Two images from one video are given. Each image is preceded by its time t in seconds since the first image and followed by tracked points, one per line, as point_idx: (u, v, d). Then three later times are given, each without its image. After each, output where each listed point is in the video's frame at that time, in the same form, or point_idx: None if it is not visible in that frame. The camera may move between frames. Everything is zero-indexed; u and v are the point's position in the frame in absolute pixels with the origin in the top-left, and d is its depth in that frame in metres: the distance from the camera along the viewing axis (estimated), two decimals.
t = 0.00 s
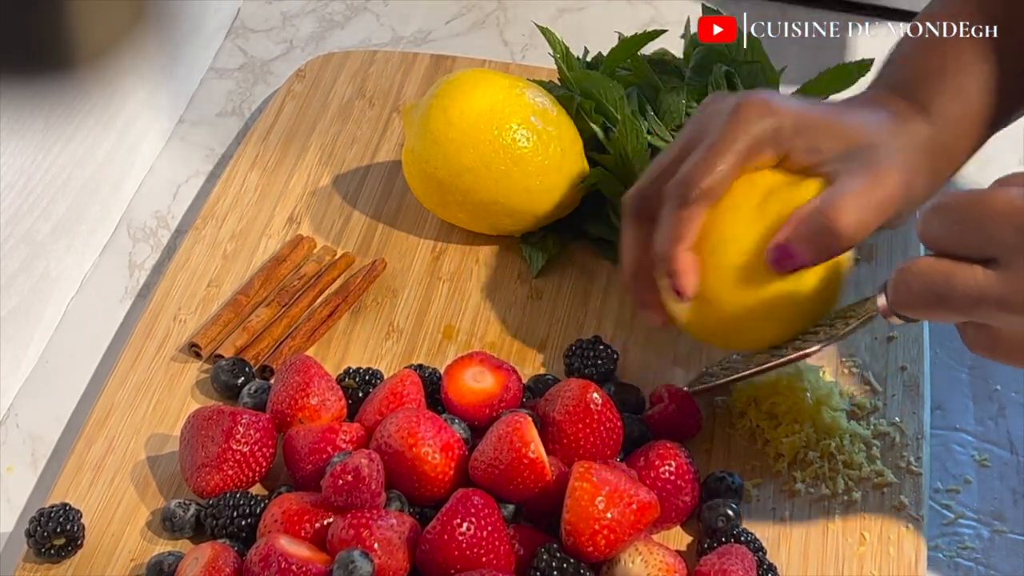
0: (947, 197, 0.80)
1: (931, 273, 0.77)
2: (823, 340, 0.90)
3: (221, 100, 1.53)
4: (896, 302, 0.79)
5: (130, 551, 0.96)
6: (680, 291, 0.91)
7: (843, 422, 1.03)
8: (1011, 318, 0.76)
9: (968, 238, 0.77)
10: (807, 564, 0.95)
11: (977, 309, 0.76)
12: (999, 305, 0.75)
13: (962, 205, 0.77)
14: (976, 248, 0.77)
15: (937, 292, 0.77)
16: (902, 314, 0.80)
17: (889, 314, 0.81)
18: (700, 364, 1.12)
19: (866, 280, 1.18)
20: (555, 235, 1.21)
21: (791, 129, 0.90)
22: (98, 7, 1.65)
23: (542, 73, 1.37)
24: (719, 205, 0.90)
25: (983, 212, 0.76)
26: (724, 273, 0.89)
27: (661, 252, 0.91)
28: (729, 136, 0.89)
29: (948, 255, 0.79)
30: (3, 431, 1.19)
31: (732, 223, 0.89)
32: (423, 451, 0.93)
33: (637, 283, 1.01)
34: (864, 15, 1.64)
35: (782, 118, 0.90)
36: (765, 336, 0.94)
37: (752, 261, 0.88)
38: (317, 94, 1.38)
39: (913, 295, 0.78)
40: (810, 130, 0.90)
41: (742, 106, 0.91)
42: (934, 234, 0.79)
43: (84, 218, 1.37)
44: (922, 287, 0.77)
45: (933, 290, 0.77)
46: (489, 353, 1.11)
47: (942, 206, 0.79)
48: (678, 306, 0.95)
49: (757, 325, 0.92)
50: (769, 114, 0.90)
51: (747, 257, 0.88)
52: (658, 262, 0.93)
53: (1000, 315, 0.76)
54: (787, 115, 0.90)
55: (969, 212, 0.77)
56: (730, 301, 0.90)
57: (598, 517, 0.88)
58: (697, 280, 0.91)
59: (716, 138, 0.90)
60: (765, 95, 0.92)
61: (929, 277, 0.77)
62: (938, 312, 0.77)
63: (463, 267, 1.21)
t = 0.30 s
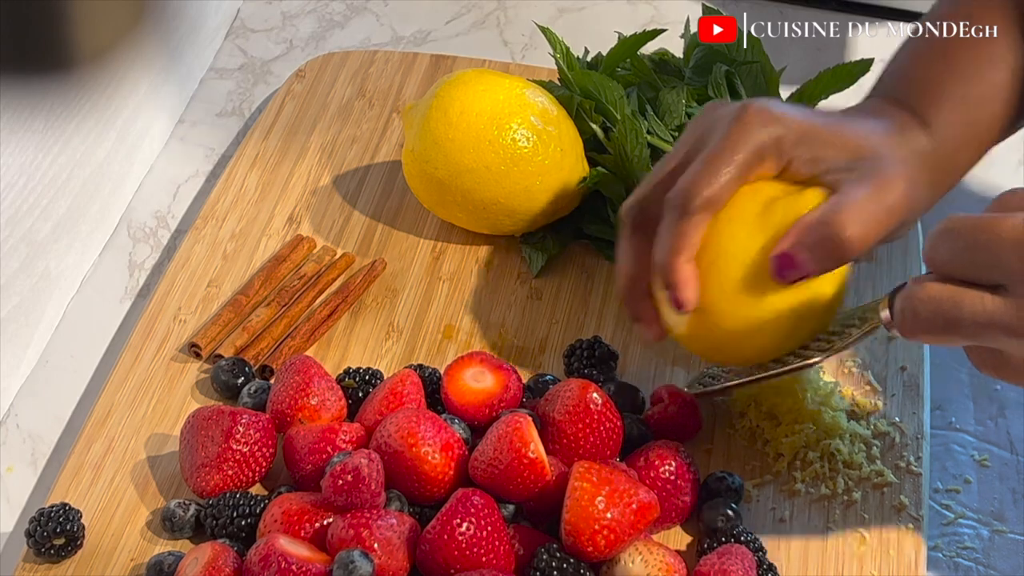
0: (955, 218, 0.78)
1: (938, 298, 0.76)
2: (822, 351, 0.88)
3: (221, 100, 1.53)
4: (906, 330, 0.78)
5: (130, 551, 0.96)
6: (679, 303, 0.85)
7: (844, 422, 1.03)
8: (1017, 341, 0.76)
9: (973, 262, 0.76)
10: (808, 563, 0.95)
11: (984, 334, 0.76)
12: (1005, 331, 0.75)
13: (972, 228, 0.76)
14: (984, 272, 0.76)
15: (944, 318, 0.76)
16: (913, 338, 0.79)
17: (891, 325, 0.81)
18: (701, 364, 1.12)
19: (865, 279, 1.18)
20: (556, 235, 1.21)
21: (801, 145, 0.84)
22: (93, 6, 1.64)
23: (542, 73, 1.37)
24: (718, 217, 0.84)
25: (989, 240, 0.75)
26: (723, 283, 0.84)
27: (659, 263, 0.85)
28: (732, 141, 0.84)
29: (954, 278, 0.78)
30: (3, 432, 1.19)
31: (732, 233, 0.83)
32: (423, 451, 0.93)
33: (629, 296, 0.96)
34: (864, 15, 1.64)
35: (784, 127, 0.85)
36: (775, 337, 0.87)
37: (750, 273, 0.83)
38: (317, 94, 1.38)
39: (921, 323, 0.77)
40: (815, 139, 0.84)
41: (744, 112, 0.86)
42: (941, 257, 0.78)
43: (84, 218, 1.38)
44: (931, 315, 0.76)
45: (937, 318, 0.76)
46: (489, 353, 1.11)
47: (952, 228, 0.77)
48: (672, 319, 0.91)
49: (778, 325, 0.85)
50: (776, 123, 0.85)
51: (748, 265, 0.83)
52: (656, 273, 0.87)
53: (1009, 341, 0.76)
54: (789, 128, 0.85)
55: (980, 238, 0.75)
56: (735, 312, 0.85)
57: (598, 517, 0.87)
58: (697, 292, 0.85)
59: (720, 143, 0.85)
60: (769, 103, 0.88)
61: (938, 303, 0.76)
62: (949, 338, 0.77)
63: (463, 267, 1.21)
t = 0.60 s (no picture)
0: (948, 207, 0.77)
1: (931, 289, 0.75)
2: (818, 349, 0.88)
3: (221, 100, 1.54)
4: (899, 321, 0.78)
5: (130, 551, 0.96)
6: (681, 303, 0.84)
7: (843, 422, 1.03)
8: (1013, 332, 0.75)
9: (967, 252, 0.75)
10: (807, 563, 0.95)
11: (978, 324, 0.75)
12: (999, 321, 0.74)
13: (963, 218, 0.75)
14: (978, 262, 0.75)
15: (937, 308, 0.75)
16: (907, 330, 0.78)
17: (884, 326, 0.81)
18: (700, 364, 1.12)
19: (865, 277, 1.18)
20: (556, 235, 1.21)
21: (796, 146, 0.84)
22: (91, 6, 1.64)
23: (542, 73, 1.37)
24: (721, 209, 0.83)
25: (980, 227, 0.74)
26: (726, 280, 0.83)
27: (661, 260, 0.84)
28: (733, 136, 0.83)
29: (945, 267, 0.77)
30: (3, 432, 1.19)
31: (732, 225, 0.82)
32: (423, 451, 0.93)
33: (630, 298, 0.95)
34: (864, 15, 1.64)
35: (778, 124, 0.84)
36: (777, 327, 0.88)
37: (753, 268, 0.82)
38: (317, 94, 1.38)
39: (914, 314, 0.76)
40: (808, 136, 0.84)
41: (739, 111, 0.85)
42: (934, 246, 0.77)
43: (84, 218, 1.38)
44: (923, 306, 0.76)
45: (931, 306, 0.75)
46: (489, 353, 1.11)
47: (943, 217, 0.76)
48: (674, 317, 0.90)
49: (770, 330, 0.86)
50: (768, 119, 0.84)
51: (749, 259, 0.82)
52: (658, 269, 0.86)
53: (1001, 330, 0.75)
54: (785, 123, 0.84)
55: (973, 225, 0.74)
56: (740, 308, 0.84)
57: (598, 517, 0.87)
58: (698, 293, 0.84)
59: (720, 137, 0.83)
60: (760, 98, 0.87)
61: (929, 293, 0.75)
62: (940, 330, 0.76)
63: (462, 266, 1.21)
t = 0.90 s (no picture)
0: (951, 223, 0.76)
1: (935, 307, 0.75)
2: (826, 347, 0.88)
3: (221, 100, 1.54)
4: (906, 338, 0.78)
5: (130, 550, 0.96)
6: (712, 299, 0.82)
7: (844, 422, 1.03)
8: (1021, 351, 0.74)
9: (972, 270, 0.74)
10: (807, 563, 0.95)
11: (985, 342, 0.75)
12: (1005, 339, 0.73)
13: (965, 235, 0.74)
14: (986, 278, 0.74)
15: (942, 327, 0.75)
16: (911, 346, 0.79)
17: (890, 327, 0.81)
18: (701, 364, 1.12)
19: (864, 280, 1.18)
20: (556, 235, 1.21)
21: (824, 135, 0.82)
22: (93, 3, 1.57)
23: (542, 73, 1.37)
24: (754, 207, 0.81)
25: (985, 244, 0.73)
26: (760, 277, 0.81)
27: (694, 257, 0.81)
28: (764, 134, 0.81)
29: (950, 285, 0.76)
30: (3, 432, 1.19)
31: (770, 222, 0.80)
32: (423, 451, 0.93)
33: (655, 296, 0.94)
34: (863, 15, 1.64)
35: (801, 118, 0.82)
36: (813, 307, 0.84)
37: (790, 256, 0.80)
38: (317, 94, 1.38)
39: (921, 331, 0.77)
40: (845, 130, 0.83)
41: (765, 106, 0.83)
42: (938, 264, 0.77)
43: (83, 218, 1.37)
44: (928, 322, 0.76)
45: (937, 326, 0.75)
46: (490, 353, 1.11)
47: (944, 235, 0.76)
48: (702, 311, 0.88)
49: (796, 320, 0.84)
50: (800, 114, 0.82)
51: (787, 253, 0.80)
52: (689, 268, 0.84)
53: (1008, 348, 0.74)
54: (812, 114, 0.82)
55: (978, 244, 0.74)
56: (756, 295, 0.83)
57: (598, 517, 0.87)
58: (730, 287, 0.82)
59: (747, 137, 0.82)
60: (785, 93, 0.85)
61: (933, 312, 0.75)
62: (947, 346, 0.76)
63: (462, 266, 1.21)
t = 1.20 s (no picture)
0: (950, 232, 0.82)
1: (934, 317, 0.81)
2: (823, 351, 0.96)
3: (221, 100, 1.54)
4: (906, 348, 0.84)
5: (130, 550, 0.96)
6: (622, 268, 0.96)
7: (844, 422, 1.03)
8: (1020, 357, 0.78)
9: (969, 278, 0.80)
10: (807, 563, 0.95)
11: (984, 349, 0.80)
12: (1005, 346, 0.78)
13: (966, 245, 0.80)
14: (980, 288, 0.80)
15: (943, 335, 0.80)
16: (914, 355, 0.84)
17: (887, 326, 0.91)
18: (701, 364, 1.12)
19: (865, 281, 1.18)
20: (556, 234, 1.21)
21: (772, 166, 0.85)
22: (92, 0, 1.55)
23: (541, 73, 1.37)
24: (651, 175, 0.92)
25: (984, 254, 0.79)
26: (650, 231, 0.93)
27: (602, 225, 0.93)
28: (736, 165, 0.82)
29: (948, 294, 0.82)
30: (3, 432, 1.19)
31: (660, 178, 0.91)
32: (423, 451, 0.93)
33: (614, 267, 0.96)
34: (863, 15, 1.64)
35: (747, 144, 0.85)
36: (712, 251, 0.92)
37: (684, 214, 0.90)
38: (317, 94, 1.38)
39: (921, 339, 0.82)
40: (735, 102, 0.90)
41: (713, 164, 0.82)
42: (936, 272, 0.82)
43: (83, 218, 1.37)
44: (928, 331, 0.81)
45: (938, 335, 0.80)
46: (490, 353, 1.11)
47: (946, 243, 0.81)
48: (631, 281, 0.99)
49: (719, 284, 0.95)
50: (697, 88, 0.91)
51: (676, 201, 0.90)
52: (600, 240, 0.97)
53: (1010, 355, 0.79)
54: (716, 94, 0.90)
55: (975, 255, 0.79)
56: (674, 261, 0.93)
57: (598, 516, 0.88)
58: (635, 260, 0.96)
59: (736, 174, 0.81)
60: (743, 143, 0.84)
61: (933, 321, 0.81)
62: (947, 353, 0.81)
63: (462, 266, 1.21)
